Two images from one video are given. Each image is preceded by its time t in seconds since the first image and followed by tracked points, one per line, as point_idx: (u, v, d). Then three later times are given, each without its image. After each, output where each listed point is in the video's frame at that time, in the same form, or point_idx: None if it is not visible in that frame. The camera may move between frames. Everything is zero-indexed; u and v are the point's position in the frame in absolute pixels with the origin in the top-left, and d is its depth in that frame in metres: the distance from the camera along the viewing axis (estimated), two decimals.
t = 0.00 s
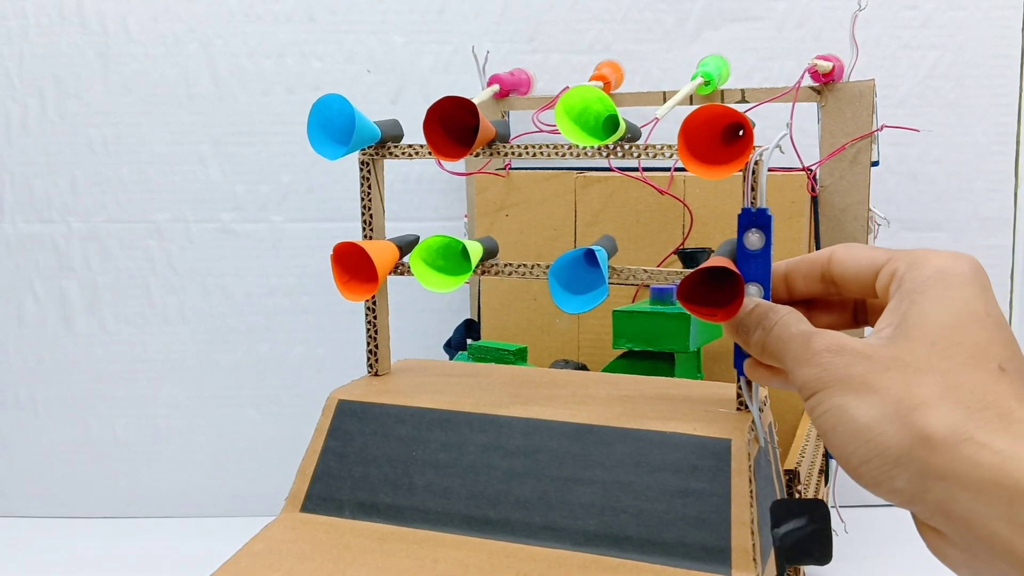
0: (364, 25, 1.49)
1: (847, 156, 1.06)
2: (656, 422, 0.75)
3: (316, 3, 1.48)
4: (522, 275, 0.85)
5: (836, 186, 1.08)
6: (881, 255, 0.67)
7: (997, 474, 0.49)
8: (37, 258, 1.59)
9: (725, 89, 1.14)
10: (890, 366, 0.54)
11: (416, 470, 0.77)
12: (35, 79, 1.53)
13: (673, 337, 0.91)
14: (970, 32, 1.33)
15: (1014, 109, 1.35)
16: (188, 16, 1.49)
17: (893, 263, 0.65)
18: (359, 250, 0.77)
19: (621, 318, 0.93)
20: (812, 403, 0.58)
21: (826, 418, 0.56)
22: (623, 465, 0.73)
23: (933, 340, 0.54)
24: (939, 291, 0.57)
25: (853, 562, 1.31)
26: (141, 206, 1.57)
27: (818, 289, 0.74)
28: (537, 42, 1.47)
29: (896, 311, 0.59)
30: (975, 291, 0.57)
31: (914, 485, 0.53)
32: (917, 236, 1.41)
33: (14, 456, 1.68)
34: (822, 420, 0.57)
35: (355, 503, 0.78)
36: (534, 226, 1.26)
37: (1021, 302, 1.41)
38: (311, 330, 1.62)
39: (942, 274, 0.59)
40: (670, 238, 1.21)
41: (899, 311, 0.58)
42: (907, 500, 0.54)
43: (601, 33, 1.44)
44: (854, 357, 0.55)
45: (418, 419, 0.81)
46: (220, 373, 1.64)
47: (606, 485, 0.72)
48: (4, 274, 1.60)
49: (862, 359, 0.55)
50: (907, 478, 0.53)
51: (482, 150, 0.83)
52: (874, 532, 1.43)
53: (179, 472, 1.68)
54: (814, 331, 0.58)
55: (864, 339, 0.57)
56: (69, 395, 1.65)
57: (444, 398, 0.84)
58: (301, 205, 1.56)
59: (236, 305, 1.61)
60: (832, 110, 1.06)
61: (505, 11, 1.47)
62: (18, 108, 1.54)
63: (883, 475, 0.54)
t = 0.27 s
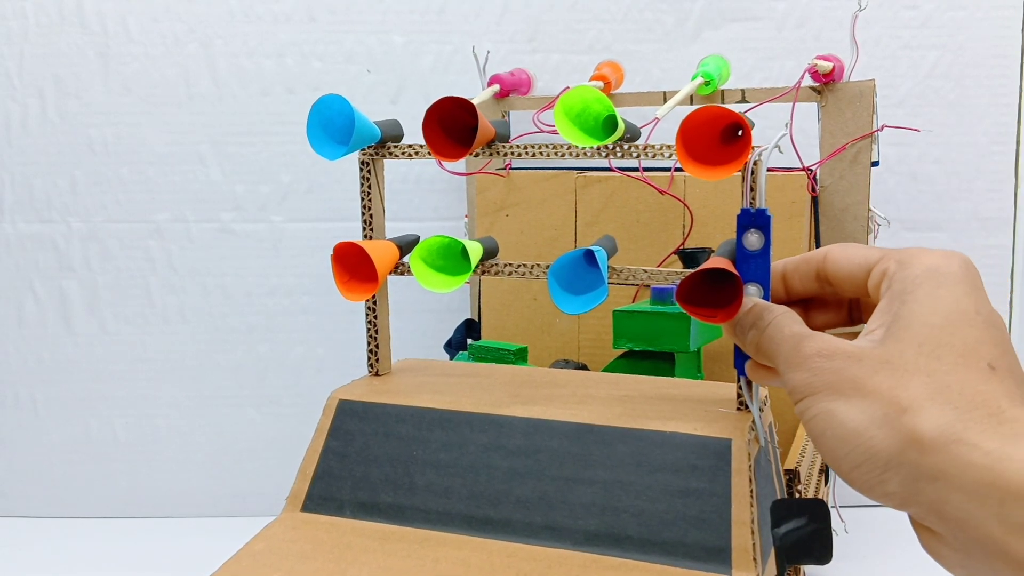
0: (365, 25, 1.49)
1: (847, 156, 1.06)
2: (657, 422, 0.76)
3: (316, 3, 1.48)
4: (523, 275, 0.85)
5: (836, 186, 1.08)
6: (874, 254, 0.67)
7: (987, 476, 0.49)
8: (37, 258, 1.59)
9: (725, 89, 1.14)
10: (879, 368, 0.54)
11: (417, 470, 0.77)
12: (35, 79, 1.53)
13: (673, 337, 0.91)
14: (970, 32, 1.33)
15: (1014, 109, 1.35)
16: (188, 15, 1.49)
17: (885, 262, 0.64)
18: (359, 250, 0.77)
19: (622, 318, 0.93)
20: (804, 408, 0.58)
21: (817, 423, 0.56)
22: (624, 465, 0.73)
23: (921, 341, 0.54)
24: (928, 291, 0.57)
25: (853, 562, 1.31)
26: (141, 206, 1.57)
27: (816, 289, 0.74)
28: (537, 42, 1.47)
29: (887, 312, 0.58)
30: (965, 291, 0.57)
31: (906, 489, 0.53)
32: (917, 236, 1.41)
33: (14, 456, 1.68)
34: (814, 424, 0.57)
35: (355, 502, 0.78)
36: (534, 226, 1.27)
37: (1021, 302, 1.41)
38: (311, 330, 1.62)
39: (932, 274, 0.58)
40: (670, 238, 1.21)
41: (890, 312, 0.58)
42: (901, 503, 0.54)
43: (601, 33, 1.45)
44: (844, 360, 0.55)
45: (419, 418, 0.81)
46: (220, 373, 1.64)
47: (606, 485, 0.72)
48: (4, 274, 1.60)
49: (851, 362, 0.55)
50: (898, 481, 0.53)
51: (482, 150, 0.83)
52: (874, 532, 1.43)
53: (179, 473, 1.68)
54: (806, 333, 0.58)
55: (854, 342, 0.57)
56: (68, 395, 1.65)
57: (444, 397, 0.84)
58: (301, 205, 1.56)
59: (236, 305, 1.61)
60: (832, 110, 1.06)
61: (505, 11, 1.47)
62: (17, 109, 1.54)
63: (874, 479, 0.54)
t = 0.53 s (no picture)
0: (365, 25, 1.49)
1: (847, 156, 1.06)
2: (659, 420, 0.76)
3: (316, 3, 1.48)
4: (526, 275, 0.85)
5: (837, 186, 1.08)
6: (881, 242, 0.68)
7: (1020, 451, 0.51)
8: (37, 258, 1.59)
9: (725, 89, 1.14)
10: (902, 354, 0.55)
11: (419, 468, 0.78)
12: (35, 79, 1.53)
13: (675, 336, 0.91)
14: (970, 32, 1.33)
15: (1014, 109, 1.35)
16: (188, 15, 1.49)
17: (895, 250, 0.66)
18: (361, 252, 0.77)
19: (623, 318, 0.94)
20: (826, 398, 0.58)
21: (843, 412, 0.57)
22: (626, 463, 0.73)
23: (941, 324, 0.55)
24: (941, 275, 0.59)
25: (854, 560, 1.32)
26: (141, 206, 1.57)
27: (823, 282, 0.75)
28: (537, 42, 1.48)
29: (901, 297, 0.60)
30: (976, 273, 0.58)
31: (937, 469, 0.54)
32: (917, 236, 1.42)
33: (14, 456, 1.68)
34: (839, 413, 0.57)
35: (358, 500, 0.78)
36: (535, 226, 1.27)
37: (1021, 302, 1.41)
38: (312, 329, 1.62)
39: (942, 259, 0.60)
40: (671, 237, 1.21)
41: (904, 298, 0.59)
42: (932, 482, 0.55)
43: (601, 34, 1.45)
44: (865, 348, 0.56)
45: (421, 417, 0.81)
46: (220, 373, 1.64)
47: (609, 483, 0.72)
48: (4, 274, 1.60)
49: (873, 349, 0.56)
50: (929, 463, 0.54)
51: (485, 150, 0.83)
52: (874, 531, 1.43)
53: (179, 472, 1.68)
54: (822, 325, 0.59)
55: (872, 328, 0.58)
56: (68, 395, 1.65)
57: (447, 396, 0.84)
58: (302, 204, 1.56)
59: (236, 304, 1.61)
60: (833, 111, 1.07)
61: (506, 12, 1.47)
62: (17, 108, 1.54)
63: (904, 462, 0.55)
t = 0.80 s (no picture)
0: (364, 25, 1.48)
1: (846, 155, 1.06)
2: (656, 422, 0.75)
3: (316, 3, 1.48)
4: (522, 276, 0.85)
5: (836, 185, 1.07)
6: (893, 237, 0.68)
7: None
8: (37, 258, 1.59)
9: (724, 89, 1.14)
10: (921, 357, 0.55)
11: (415, 471, 0.77)
12: (36, 79, 1.53)
13: (672, 337, 0.91)
14: (970, 32, 1.33)
15: (1014, 109, 1.35)
16: (188, 15, 1.49)
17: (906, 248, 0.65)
18: (355, 253, 0.77)
19: (620, 319, 0.93)
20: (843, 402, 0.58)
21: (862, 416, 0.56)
22: (622, 466, 0.72)
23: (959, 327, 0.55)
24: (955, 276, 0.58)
25: (853, 562, 1.31)
26: (141, 206, 1.57)
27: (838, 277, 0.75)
28: (537, 42, 1.47)
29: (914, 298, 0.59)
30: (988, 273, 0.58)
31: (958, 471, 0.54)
32: (917, 236, 1.41)
33: (14, 456, 1.68)
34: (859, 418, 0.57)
35: (353, 503, 0.77)
36: (534, 226, 1.26)
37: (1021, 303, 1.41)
38: (311, 330, 1.62)
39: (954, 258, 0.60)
40: (670, 238, 1.21)
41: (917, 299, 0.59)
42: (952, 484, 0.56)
43: (601, 33, 1.44)
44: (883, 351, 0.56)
45: (417, 419, 0.81)
46: (220, 373, 1.64)
47: (605, 486, 0.72)
48: (5, 274, 1.60)
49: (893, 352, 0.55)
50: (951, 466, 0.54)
51: (481, 151, 0.83)
52: (874, 533, 1.42)
53: (179, 473, 1.68)
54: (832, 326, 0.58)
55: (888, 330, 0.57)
56: (68, 395, 1.65)
57: (443, 398, 0.84)
58: (301, 205, 1.56)
59: (236, 305, 1.60)
60: (832, 110, 1.06)
61: (505, 11, 1.47)
62: (18, 108, 1.54)
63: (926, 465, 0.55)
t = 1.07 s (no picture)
0: (364, 25, 1.48)
1: (846, 155, 1.05)
2: (653, 424, 0.75)
3: (316, 3, 1.48)
4: (520, 277, 0.85)
5: (836, 185, 1.07)
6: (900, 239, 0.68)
7: None
8: (37, 258, 1.59)
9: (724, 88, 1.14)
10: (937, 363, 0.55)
11: (412, 473, 0.77)
12: (36, 79, 1.53)
13: (671, 337, 0.90)
14: (971, 32, 1.32)
15: (1014, 109, 1.34)
16: (188, 16, 1.49)
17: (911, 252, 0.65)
18: (351, 254, 0.77)
19: (618, 319, 0.93)
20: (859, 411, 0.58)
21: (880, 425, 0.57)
22: (620, 468, 0.72)
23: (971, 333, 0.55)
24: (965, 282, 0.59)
25: (853, 564, 1.31)
26: (141, 206, 1.57)
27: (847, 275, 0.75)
28: (536, 42, 1.47)
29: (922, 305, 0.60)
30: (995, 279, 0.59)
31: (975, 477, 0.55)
32: (918, 237, 1.41)
33: (14, 456, 1.68)
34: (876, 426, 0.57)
35: (350, 506, 0.77)
36: (533, 226, 1.26)
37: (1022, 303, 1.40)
38: (311, 330, 1.61)
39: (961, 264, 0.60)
40: (669, 238, 1.20)
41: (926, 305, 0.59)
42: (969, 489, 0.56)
43: (601, 33, 1.44)
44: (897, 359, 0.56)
45: (414, 421, 0.80)
46: (220, 374, 1.64)
47: (603, 489, 0.71)
48: (5, 274, 1.60)
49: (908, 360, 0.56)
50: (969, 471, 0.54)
51: (478, 151, 0.83)
52: (874, 534, 1.42)
53: (178, 473, 1.68)
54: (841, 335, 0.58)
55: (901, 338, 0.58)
56: (68, 395, 1.65)
57: (439, 400, 0.83)
58: (301, 205, 1.56)
59: (235, 305, 1.60)
60: (831, 110, 1.06)
61: (505, 11, 1.46)
62: (18, 108, 1.54)
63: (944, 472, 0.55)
